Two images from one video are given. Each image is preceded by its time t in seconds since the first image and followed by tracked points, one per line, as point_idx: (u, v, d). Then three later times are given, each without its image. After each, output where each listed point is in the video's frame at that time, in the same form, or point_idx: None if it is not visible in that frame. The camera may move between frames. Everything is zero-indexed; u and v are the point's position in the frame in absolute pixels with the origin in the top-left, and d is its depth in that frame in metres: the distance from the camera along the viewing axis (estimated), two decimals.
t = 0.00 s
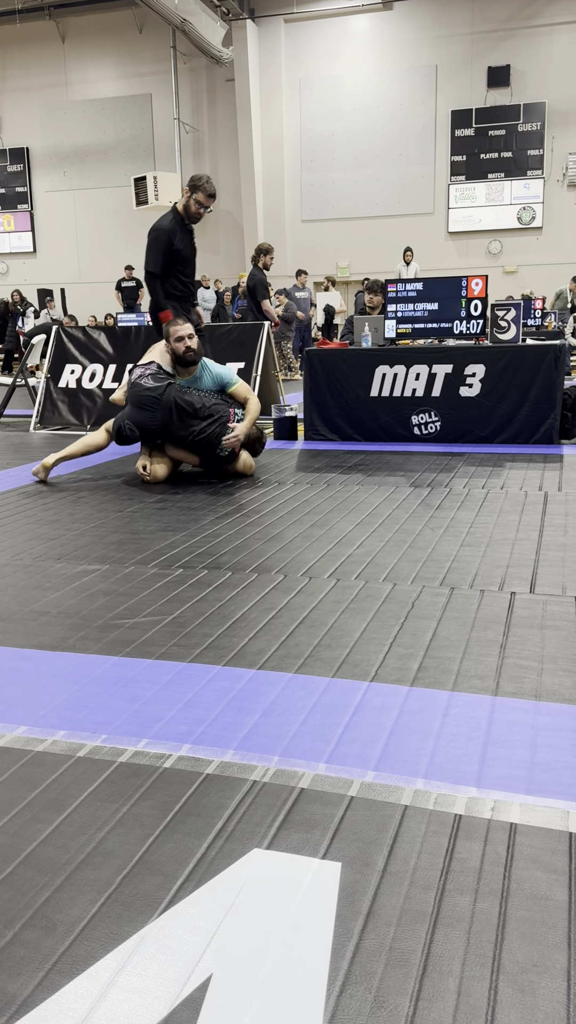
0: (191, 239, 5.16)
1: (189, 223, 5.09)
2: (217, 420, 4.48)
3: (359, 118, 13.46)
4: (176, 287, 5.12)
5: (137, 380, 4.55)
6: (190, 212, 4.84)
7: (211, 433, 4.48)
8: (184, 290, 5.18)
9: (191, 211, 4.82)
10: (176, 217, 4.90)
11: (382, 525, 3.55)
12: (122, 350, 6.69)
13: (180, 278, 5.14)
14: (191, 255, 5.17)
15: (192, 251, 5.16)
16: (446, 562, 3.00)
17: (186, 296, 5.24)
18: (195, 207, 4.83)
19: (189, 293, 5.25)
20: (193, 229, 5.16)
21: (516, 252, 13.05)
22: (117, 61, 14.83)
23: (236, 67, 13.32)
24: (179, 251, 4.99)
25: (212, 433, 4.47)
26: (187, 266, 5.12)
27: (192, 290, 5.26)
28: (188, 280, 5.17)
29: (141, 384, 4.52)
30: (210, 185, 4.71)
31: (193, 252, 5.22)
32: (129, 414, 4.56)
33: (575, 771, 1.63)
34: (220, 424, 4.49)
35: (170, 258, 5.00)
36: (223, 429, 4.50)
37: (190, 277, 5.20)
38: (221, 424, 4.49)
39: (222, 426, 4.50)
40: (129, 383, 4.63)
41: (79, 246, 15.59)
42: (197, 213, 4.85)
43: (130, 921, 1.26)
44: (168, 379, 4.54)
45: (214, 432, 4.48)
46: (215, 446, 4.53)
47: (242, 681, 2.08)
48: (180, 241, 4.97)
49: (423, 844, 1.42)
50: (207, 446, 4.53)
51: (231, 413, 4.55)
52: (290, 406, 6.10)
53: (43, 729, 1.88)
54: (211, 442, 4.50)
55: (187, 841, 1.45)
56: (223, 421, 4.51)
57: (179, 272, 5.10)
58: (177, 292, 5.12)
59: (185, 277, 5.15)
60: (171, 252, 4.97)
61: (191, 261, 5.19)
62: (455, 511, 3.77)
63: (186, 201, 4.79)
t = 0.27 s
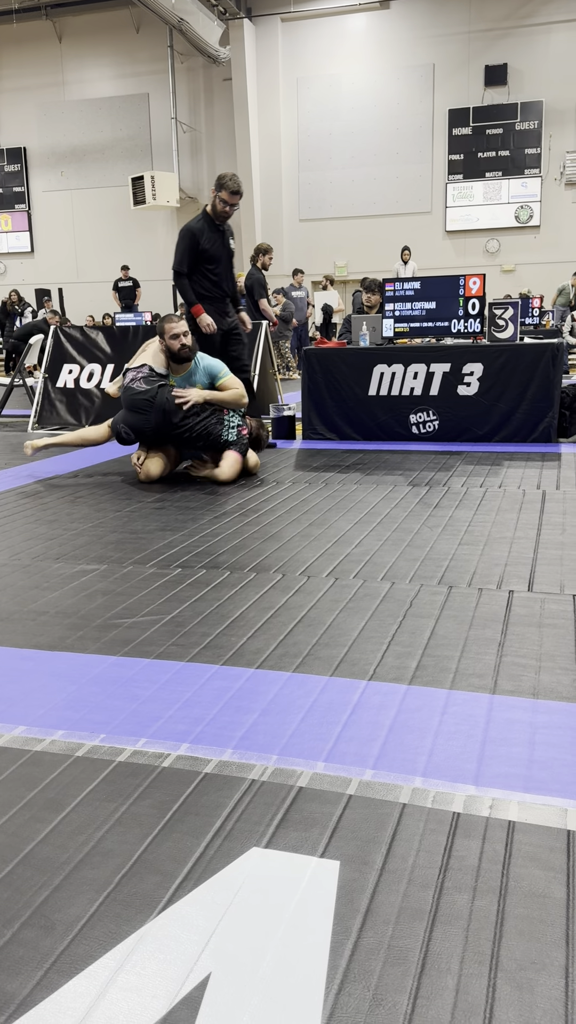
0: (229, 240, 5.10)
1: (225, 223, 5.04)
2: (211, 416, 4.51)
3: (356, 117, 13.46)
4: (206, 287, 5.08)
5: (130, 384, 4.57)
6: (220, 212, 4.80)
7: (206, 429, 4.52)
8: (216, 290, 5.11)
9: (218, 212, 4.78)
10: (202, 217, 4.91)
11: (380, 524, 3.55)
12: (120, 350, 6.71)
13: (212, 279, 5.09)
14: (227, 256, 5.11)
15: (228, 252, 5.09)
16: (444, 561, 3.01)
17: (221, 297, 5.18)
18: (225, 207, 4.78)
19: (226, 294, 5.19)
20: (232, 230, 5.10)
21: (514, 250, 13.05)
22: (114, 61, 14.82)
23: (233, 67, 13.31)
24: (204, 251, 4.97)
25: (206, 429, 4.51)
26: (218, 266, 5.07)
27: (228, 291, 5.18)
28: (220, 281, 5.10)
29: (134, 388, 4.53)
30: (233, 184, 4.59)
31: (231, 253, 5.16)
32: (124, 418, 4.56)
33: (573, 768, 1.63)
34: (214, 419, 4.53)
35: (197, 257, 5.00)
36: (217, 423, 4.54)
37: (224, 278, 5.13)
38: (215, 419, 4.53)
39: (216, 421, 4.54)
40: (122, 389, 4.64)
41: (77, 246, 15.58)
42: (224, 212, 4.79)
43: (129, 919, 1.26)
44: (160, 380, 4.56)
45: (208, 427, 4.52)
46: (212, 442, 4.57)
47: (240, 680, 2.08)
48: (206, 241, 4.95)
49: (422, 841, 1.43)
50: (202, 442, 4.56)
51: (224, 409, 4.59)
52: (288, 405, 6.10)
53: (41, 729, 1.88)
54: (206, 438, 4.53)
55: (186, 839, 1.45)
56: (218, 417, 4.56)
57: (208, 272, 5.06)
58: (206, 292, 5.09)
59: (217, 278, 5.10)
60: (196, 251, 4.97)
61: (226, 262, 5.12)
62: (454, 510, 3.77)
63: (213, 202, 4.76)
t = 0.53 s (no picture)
0: (263, 236, 5.32)
1: (258, 220, 5.28)
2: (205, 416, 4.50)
3: (353, 116, 13.46)
4: (234, 279, 5.33)
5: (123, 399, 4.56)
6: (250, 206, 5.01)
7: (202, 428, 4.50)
8: (244, 281, 5.33)
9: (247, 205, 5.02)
10: (233, 211, 5.21)
11: (379, 523, 3.55)
12: (118, 349, 6.71)
13: (240, 271, 5.32)
14: (257, 250, 5.33)
15: (258, 247, 5.31)
16: (442, 560, 3.01)
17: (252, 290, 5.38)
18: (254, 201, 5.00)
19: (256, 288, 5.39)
20: (265, 225, 5.31)
21: (511, 249, 13.06)
22: (111, 60, 14.81)
23: (229, 65, 13.30)
24: (232, 243, 5.24)
25: (201, 430, 4.50)
26: (247, 259, 5.30)
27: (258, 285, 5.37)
28: (248, 274, 5.32)
29: (127, 404, 4.51)
30: (259, 176, 4.77)
31: (265, 249, 5.36)
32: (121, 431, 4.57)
33: (572, 767, 1.63)
34: (208, 419, 4.50)
35: (227, 249, 5.29)
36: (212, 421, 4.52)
37: (254, 271, 5.34)
38: (209, 419, 4.50)
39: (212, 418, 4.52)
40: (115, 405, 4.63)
41: (74, 246, 15.57)
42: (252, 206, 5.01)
43: (128, 919, 1.26)
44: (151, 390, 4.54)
45: (203, 427, 4.50)
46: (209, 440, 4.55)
47: (239, 679, 2.08)
48: (234, 234, 5.24)
49: (421, 840, 1.43)
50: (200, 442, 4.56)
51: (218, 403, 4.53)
52: (286, 404, 6.10)
53: (39, 729, 1.87)
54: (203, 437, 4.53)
55: (185, 839, 1.45)
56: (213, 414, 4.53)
57: (237, 265, 5.30)
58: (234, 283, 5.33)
59: (246, 271, 5.33)
60: (226, 244, 5.26)
61: (256, 256, 5.33)
62: (452, 509, 3.77)
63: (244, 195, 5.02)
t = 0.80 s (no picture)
0: (288, 235, 5.10)
1: (282, 219, 5.07)
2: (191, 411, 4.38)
3: (350, 115, 13.45)
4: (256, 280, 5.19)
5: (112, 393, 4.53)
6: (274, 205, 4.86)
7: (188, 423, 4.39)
8: (267, 284, 5.19)
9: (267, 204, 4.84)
10: (255, 211, 5.04)
11: (377, 522, 3.55)
12: (115, 348, 6.70)
13: (264, 272, 5.16)
14: (281, 250, 5.12)
15: (282, 247, 5.11)
16: (440, 558, 3.02)
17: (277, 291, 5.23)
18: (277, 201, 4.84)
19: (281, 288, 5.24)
20: (290, 223, 5.09)
21: (508, 247, 13.08)
22: (107, 59, 14.79)
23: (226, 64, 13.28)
24: (253, 244, 5.08)
25: (187, 424, 4.38)
26: (270, 261, 5.12)
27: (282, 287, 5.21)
28: (270, 276, 5.16)
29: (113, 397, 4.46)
30: (277, 173, 4.62)
31: (290, 248, 5.15)
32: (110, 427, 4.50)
33: (570, 765, 1.63)
34: (193, 413, 4.38)
35: (249, 250, 5.14)
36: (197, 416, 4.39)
37: (278, 273, 5.17)
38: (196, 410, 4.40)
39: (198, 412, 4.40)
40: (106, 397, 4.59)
41: (71, 245, 15.55)
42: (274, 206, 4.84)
43: (127, 918, 1.26)
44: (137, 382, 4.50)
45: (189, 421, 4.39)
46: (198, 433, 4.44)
47: (238, 678, 2.08)
48: (255, 235, 5.06)
49: (419, 839, 1.43)
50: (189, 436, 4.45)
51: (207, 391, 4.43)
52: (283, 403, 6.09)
53: (37, 729, 1.87)
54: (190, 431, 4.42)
55: (184, 838, 1.45)
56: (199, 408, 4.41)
57: (259, 266, 5.15)
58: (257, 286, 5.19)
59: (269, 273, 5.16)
60: (247, 245, 5.10)
61: (280, 257, 5.14)
62: (450, 507, 3.77)
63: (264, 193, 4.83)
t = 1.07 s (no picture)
0: (309, 228, 5.04)
1: (302, 213, 5.01)
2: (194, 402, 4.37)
3: (346, 113, 13.45)
4: (281, 278, 5.07)
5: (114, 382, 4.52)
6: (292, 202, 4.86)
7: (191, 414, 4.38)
8: (292, 280, 5.08)
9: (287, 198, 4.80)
10: (275, 206, 4.95)
11: (374, 521, 3.55)
12: (112, 348, 6.70)
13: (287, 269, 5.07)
14: (304, 244, 5.05)
15: (305, 241, 5.03)
16: (438, 556, 3.02)
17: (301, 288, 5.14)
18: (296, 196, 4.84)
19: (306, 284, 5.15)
20: (311, 216, 5.04)
21: (505, 246, 13.08)
22: (104, 59, 14.77)
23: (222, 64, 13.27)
24: (277, 240, 4.98)
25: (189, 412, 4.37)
26: (295, 256, 5.03)
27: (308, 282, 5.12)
28: (296, 272, 5.06)
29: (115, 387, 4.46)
30: (293, 167, 4.60)
31: (312, 242, 5.08)
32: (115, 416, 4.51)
33: (567, 762, 1.64)
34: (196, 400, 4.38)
35: (271, 248, 5.04)
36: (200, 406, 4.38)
37: (302, 268, 5.08)
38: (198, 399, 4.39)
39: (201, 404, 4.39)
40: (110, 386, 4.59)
41: (68, 245, 15.54)
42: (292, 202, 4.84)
43: (125, 917, 1.27)
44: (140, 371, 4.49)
45: (192, 412, 4.37)
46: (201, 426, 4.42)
47: (235, 677, 2.08)
48: (278, 231, 4.97)
49: (417, 836, 1.43)
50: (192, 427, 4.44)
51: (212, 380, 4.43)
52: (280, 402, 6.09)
53: (35, 729, 1.87)
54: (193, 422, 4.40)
55: (182, 837, 1.45)
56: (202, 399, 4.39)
57: (283, 263, 5.04)
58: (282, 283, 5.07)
59: (293, 269, 5.07)
60: (270, 242, 5.00)
61: (303, 251, 5.06)
62: (447, 506, 3.77)
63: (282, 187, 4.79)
